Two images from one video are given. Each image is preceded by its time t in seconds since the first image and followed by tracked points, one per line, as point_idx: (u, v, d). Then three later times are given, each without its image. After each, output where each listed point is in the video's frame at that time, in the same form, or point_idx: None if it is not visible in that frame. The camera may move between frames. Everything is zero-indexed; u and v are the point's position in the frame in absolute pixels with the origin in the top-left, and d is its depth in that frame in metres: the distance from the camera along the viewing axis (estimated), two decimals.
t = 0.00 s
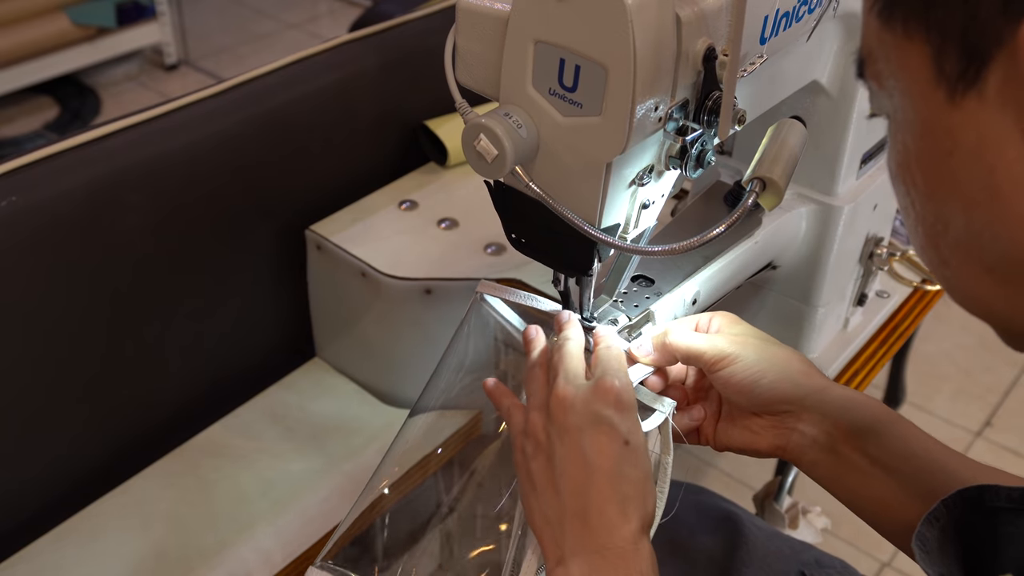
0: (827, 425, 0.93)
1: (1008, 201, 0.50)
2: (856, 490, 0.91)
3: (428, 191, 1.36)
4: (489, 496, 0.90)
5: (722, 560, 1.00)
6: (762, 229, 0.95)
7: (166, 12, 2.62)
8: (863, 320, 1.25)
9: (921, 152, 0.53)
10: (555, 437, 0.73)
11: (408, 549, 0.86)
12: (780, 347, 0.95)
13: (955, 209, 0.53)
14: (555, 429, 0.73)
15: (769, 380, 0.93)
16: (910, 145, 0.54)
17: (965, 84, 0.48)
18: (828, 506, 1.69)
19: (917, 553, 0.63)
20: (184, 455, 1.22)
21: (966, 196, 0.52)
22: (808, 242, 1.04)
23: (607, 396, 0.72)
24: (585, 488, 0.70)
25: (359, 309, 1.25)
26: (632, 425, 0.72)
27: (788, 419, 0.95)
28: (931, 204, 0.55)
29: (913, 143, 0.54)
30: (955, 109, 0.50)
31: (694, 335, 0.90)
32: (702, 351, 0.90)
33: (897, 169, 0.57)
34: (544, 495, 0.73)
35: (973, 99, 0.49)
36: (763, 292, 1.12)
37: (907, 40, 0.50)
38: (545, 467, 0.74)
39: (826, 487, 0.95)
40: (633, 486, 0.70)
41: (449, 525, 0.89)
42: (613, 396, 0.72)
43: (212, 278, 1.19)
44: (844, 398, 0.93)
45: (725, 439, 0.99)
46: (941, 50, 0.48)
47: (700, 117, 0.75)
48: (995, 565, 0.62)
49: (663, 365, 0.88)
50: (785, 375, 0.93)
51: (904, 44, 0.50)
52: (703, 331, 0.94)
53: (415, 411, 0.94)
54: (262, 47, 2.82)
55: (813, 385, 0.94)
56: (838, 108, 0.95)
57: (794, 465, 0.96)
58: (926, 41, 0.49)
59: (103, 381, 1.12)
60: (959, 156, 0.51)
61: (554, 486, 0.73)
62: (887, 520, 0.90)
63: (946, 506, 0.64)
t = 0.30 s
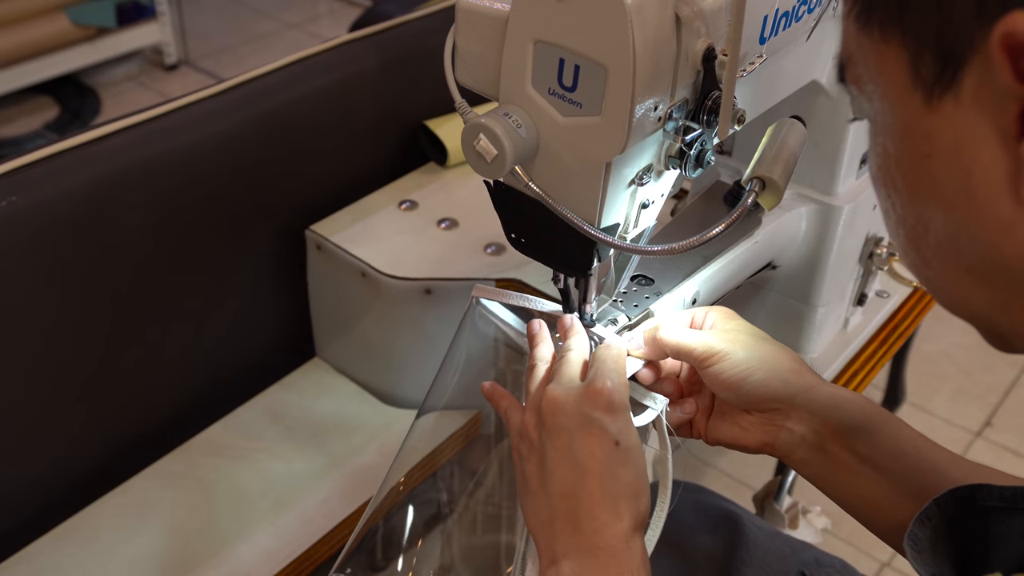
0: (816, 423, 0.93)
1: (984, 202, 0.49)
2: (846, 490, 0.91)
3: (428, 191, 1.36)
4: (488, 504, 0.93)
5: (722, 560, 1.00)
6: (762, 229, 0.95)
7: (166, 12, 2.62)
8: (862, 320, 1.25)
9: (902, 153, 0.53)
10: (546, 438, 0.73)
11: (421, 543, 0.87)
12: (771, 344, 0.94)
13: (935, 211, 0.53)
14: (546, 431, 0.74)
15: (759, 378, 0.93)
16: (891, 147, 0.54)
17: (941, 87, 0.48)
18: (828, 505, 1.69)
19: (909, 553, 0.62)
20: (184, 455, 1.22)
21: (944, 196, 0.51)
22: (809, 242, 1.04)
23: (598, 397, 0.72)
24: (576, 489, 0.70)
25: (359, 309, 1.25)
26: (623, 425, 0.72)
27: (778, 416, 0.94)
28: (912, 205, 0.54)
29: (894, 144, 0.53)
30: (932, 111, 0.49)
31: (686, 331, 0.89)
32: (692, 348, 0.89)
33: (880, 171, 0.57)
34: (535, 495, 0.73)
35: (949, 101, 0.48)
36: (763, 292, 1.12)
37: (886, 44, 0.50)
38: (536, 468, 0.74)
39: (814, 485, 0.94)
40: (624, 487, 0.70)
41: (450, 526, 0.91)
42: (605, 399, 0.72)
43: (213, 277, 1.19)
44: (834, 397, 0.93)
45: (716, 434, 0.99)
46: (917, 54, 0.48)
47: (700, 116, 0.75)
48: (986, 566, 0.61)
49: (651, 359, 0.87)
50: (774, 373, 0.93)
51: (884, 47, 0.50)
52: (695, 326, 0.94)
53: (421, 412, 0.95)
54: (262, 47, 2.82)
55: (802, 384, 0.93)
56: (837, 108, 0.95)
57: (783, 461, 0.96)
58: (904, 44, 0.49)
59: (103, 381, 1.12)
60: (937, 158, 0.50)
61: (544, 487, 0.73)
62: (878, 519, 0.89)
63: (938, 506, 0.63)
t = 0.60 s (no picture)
0: (809, 423, 0.92)
1: (974, 200, 0.49)
2: (840, 489, 0.91)
3: (428, 191, 1.36)
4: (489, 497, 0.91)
5: (723, 559, 1.00)
6: (763, 229, 0.95)
7: (166, 12, 2.61)
8: (862, 320, 1.25)
9: (894, 150, 0.53)
10: (534, 429, 0.74)
11: (409, 550, 0.86)
12: (766, 344, 0.94)
13: (927, 207, 0.53)
14: (534, 421, 0.74)
15: (754, 377, 0.92)
16: (884, 145, 0.54)
17: (933, 85, 0.48)
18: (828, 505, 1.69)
19: (904, 551, 0.63)
20: (185, 455, 1.22)
21: (936, 192, 0.51)
22: (809, 242, 1.04)
23: (586, 389, 0.73)
24: (562, 480, 0.71)
25: (359, 308, 1.25)
26: (609, 418, 0.72)
27: (771, 416, 0.94)
28: (904, 200, 0.54)
29: (886, 140, 0.53)
30: (923, 109, 0.49)
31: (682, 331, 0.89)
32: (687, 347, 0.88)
33: (873, 167, 0.57)
34: (522, 487, 0.74)
35: (940, 99, 0.48)
36: (763, 291, 1.12)
37: (880, 41, 0.50)
38: (524, 459, 0.75)
39: (808, 485, 0.94)
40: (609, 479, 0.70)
41: (449, 525, 0.90)
42: (593, 390, 0.73)
43: (213, 277, 1.19)
44: (827, 398, 0.93)
45: (713, 434, 0.98)
46: (909, 52, 0.48)
47: (700, 116, 0.75)
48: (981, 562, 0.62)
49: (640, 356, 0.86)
50: (769, 372, 0.93)
51: (876, 45, 0.50)
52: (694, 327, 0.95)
53: (413, 409, 0.95)
54: (262, 47, 2.82)
55: (795, 384, 0.93)
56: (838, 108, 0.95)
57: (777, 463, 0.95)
58: (896, 42, 0.49)
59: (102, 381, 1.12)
60: (929, 155, 0.50)
61: (531, 478, 0.73)
62: (876, 520, 0.89)
63: (934, 503, 0.64)
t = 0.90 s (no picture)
0: (835, 432, 0.93)
1: (957, 184, 0.49)
2: (865, 496, 0.91)
3: (428, 191, 1.36)
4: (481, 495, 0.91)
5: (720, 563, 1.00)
6: (763, 230, 0.95)
7: (166, 12, 2.61)
8: (862, 320, 1.25)
9: (881, 129, 0.53)
10: (535, 430, 0.74)
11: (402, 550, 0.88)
12: (788, 353, 0.96)
13: (909, 188, 0.53)
14: (535, 422, 0.74)
15: (784, 382, 0.94)
16: (870, 123, 0.54)
17: (924, 65, 0.48)
18: (828, 506, 1.69)
19: (893, 541, 0.69)
20: (184, 455, 1.22)
21: (920, 174, 0.51)
22: (810, 242, 1.04)
23: (594, 398, 0.73)
24: (560, 485, 0.71)
25: (359, 308, 1.25)
26: (613, 428, 0.73)
27: (797, 425, 0.95)
28: (886, 180, 0.54)
29: (873, 119, 0.53)
30: (913, 88, 0.49)
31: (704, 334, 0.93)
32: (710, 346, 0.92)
33: (859, 146, 0.57)
34: (516, 483, 0.74)
35: (930, 79, 0.48)
36: (763, 292, 1.12)
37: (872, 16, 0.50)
38: (520, 457, 0.74)
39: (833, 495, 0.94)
40: (607, 489, 0.71)
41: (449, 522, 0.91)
42: (600, 399, 0.73)
43: (212, 277, 1.19)
44: (852, 407, 0.93)
45: (733, 448, 0.98)
46: (902, 29, 0.48)
47: (700, 117, 0.75)
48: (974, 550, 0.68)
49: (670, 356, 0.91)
50: (796, 379, 0.94)
51: (869, 20, 0.50)
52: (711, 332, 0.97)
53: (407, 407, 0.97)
54: (262, 47, 2.82)
55: (823, 391, 0.94)
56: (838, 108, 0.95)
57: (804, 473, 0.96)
58: (889, 19, 0.49)
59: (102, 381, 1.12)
60: (915, 135, 0.50)
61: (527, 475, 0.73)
62: (878, 512, 0.90)
63: (923, 496, 0.70)
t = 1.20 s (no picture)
0: (820, 436, 0.93)
1: (882, 162, 0.48)
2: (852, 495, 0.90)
3: (429, 191, 1.36)
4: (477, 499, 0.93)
5: (718, 558, 0.99)
6: (762, 229, 0.94)
7: (166, 12, 2.61)
8: (863, 320, 1.25)
9: (810, 100, 0.51)
10: (527, 437, 0.74)
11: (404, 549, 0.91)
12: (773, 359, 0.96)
13: (835, 159, 0.52)
14: (527, 428, 0.75)
15: (766, 391, 0.94)
16: (798, 91, 0.52)
17: (856, 38, 0.46)
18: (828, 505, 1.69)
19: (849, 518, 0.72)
20: (183, 455, 1.22)
21: (848, 148, 0.50)
22: (810, 242, 1.03)
23: (585, 405, 0.74)
24: (553, 492, 0.71)
25: (359, 308, 1.25)
26: (605, 435, 0.74)
27: (782, 432, 0.95)
28: (813, 148, 0.53)
29: (801, 88, 0.52)
30: (844, 61, 0.47)
31: (690, 344, 0.92)
32: (695, 358, 0.92)
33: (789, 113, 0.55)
34: (508, 492, 0.74)
35: (861, 55, 0.46)
36: (763, 291, 1.12)
37: None
38: (511, 464, 0.75)
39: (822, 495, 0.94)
40: (599, 494, 0.71)
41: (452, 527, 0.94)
42: (591, 404, 0.74)
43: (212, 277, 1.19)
44: (835, 409, 0.93)
45: (719, 454, 0.98)
46: None
47: (700, 117, 0.75)
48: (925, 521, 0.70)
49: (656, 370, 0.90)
50: (781, 386, 0.94)
51: None
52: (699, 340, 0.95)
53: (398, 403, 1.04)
54: (262, 47, 2.82)
55: (808, 396, 0.94)
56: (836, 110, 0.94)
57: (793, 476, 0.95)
58: None
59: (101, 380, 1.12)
60: (844, 108, 0.49)
61: (519, 483, 0.73)
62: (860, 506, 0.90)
63: (881, 476, 0.72)
